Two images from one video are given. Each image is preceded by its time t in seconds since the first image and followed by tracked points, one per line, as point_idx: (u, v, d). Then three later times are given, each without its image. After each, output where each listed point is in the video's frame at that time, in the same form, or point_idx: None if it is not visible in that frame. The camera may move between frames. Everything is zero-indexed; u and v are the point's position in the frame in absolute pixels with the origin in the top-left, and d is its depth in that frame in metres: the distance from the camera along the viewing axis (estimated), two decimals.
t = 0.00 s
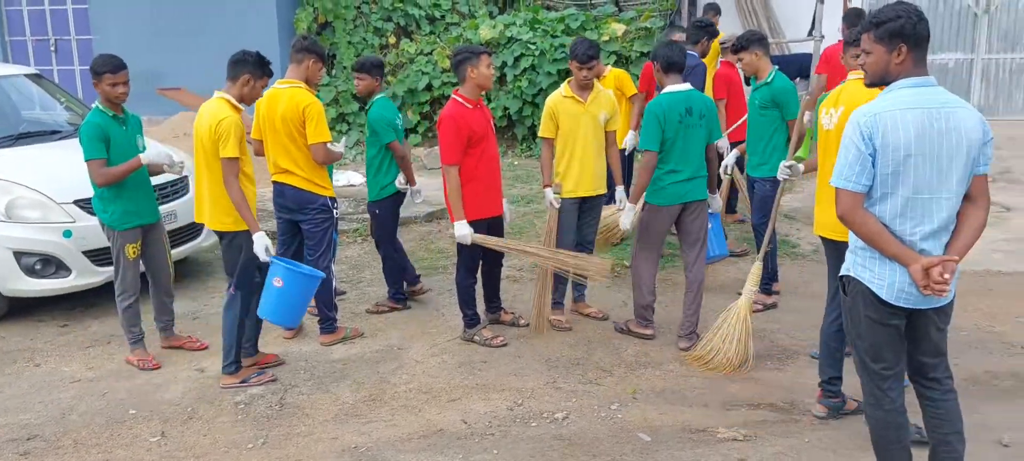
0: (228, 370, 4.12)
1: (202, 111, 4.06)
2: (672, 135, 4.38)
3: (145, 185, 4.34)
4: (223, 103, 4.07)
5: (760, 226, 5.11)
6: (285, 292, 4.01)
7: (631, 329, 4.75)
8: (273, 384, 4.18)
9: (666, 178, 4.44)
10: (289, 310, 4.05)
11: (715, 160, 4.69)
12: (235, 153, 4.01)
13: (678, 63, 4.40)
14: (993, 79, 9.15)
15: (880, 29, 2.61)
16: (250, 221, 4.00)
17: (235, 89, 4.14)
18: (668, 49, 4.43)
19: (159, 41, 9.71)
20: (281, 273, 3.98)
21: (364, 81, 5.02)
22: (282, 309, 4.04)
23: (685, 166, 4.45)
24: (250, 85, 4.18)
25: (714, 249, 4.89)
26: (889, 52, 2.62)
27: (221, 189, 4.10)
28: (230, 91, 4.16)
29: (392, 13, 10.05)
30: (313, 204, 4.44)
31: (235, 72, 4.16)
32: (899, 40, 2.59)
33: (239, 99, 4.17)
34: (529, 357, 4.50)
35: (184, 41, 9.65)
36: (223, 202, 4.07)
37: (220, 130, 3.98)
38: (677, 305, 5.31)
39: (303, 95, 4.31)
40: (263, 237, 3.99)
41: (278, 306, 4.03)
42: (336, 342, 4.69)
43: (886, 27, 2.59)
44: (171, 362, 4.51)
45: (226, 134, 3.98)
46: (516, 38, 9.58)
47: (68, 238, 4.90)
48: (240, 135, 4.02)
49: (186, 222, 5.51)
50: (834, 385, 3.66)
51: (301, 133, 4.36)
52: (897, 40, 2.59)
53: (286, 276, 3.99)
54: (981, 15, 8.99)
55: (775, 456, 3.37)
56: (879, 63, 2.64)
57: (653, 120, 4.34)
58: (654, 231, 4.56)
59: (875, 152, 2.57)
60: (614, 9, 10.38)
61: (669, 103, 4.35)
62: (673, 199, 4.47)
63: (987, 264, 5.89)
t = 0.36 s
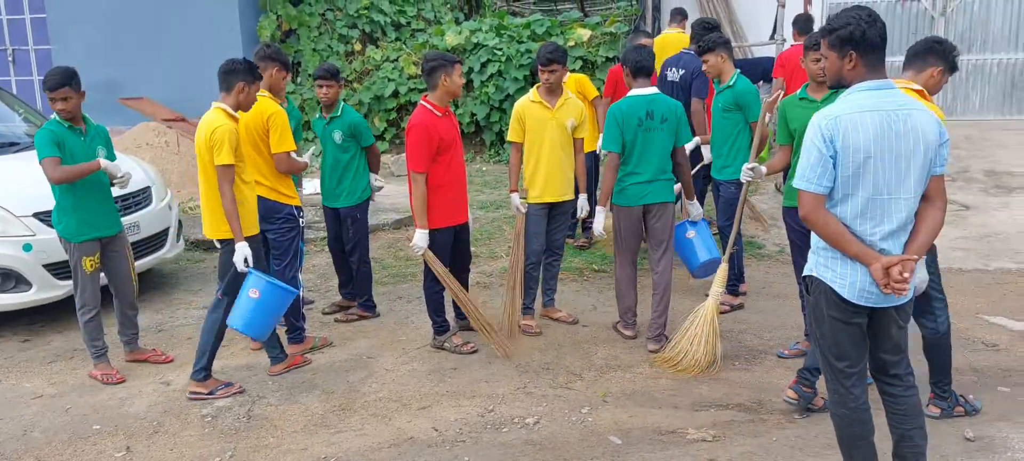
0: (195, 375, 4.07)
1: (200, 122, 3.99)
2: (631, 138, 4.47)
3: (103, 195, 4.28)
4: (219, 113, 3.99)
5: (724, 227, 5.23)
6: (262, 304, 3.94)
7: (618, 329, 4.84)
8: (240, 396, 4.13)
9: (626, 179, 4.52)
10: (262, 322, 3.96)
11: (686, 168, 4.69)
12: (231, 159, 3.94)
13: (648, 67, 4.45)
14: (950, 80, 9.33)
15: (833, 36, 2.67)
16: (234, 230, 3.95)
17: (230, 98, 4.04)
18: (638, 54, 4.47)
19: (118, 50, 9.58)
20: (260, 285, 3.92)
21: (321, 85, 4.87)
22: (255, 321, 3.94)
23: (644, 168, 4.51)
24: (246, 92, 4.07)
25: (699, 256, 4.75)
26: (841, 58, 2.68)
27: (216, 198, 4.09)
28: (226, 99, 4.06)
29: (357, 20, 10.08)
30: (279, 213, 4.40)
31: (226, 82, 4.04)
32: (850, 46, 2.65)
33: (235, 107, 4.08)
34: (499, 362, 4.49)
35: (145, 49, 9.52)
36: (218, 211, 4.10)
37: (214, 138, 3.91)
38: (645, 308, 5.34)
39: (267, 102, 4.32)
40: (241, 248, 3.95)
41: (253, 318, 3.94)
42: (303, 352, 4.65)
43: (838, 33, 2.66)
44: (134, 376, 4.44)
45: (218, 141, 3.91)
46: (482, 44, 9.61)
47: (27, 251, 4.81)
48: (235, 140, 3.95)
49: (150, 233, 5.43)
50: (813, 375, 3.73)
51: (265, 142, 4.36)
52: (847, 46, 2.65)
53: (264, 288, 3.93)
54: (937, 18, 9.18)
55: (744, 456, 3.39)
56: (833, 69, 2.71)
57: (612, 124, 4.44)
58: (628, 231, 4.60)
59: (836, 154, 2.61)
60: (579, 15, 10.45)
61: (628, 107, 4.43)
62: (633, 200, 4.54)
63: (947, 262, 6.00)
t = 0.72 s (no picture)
0: (233, 364, 4.12)
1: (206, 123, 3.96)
2: (596, 139, 4.55)
3: (70, 205, 4.20)
4: (229, 114, 3.99)
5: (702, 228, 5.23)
6: (216, 298, 3.85)
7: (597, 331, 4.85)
8: (218, 406, 4.10)
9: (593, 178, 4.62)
10: (211, 316, 3.89)
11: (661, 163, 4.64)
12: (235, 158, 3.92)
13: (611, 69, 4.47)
14: (922, 79, 9.43)
15: (805, 37, 2.70)
16: (233, 227, 3.93)
17: (232, 100, 4.04)
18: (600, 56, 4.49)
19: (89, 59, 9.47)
20: (225, 282, 3.84)
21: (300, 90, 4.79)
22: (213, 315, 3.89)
23: (611, 168, 4.59)
24: (248, 94, 4.07)
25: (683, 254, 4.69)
26: (813, 58, 2.70)
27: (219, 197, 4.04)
28: (229, 101, 4.06)
29: (332, 26, 10.02)
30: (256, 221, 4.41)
31: (227, 84, 4.03)
32: (821, 47, 2.68)
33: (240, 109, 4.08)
34: (480, 367, 4.49)
35: (117, 57, 9.42)
36: (221, 210, 4.07)
37: (223, 135, 3.90)
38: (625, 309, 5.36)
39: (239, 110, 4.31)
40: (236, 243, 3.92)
41: (205, 304, 3.88)
42: (283, 360, 4.63)
43: (810, 34, 2.68)
44: (110, 388, 4.39)
45: (224, 139, 3.89)
46: (458, 48, 9.60)
47: None
48: (240, 139, 3.95)
49: (125, 243, 5.38)
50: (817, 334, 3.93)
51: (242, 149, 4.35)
52: (818, 47, 2.68)
53: (226, 288, 3.84)
54: (908, 18, 9.30)
55: (725, 455, 3.41)
56: (806, 69, 2.74)
57: (578, 128, 4.53)
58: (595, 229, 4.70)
59: (810, 153, 2.64)
60: (555, 18, 10.47)
61: (592, 110, 4.50)
62: (599, 199, 4.63)
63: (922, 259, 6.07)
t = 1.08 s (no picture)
0: (228, 375, 4.26)
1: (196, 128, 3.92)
2: (560, 141, 4.65)
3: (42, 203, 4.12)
4: (219, 119, 3.94)
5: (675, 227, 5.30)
6: (239, 306, 3.79)
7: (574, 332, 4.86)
8: (192, 415, 4.05)
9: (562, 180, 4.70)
10: (242, 325, 3.82)
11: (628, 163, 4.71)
12: (232, 163, 3.90)
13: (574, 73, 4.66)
14: (891, 79, 9.56)
15: (773, 39, 2.73)
16: (236, 231, 3.90)
17: (223, 104, 4.03)
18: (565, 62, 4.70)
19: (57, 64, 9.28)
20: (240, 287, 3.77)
21: (297, 93, 4.75)
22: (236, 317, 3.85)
23: (577, 169, 4.67)
24: (238, 97, 4.08)
25: (647, 254, 4.73)
26: (782, 60, 2.73)
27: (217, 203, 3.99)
28: (218, 105, 4.04)
29: (304, 30, 9.99)
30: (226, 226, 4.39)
31: (216, 89, 4.03)
32: (789, 48, 2.71)
33: (230, 114, 4.06)
34: (456, 370, 4.48)
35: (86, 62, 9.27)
36: (216, 214, 4.01)
37: (217, 142, 3.86)
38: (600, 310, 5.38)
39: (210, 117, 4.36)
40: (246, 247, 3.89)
41: (232, 317, 3.83)
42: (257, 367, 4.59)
43: (778, 35, 2.71)
44: (82, 398, 4.32)
45: (222, 145, 3.86)
46: (432, 51, 9.58)
47: None
48: (236, 145, 3.92)
49: (95, 251, 5.30)
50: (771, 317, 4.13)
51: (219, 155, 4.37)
52: (785, 48, 2.71)
53: (243, 293, 3.76)
54: (877, 18, 9.43)
55: (701, 454, 3.42)
56: (775, 71, 2.76)
57: (544, 130, 4.64)
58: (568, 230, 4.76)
59: (781, 153, 2.66)
60: (528, 21, 10.48)
61: (554, 111, 4.62)
62: (569, 200, 4.71)
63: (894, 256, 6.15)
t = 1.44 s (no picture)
0: (201, 381, 4.22)
1: (178, 135, 3.85)
2: (535, 141, 4.68)
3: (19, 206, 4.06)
4: (197, 123, 3.88)
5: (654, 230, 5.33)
6: (277, 300, 3.92)
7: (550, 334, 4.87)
8: (165, 422, 4.01)
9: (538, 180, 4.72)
10: (283, 319, 3.94)
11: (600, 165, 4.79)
12: (220, 169, 3.84)
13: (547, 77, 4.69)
14: (861, 80, 9.70)
15: (743, 40, 2.75)
16: (234, 237, 3.86)
17: (202, 108, 3.98)
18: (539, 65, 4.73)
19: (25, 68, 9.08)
20: (271, 282, 3.90)
21: (292, 98, 4.54)
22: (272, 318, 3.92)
23: (553, 169, 4.72)
24: (215, 100, 4.03)
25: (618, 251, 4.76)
26: (751, 62, 2.76)
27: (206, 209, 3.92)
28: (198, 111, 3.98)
29: (277, 32, 9.93)
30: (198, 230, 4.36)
31: (192, 94, 3.97)
32: (758, 50, 2.73)
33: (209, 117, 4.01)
34: (433, 373, 4.47)
35: (56, 67, 9.11)
36: (205, 222, 3.94)
37: (200, 148, 3.80)
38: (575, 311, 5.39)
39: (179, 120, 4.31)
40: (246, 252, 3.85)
41: (271, 317, 3.92)
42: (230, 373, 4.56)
43: (747, 36, 2.73)
44: (52, 406, 4.25)
45: (209, 150, 3.80)
46: (406, 54, 9.55)
47: None
48: (222, 150, 3.87)
49: (64, 257, 5.23)
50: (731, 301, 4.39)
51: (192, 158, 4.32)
52: (754, 49, 2.73)
53: (275, 284, 3.90)
54: (847, 20, 9.56)
55: (677, 454, 3.44)
56: (744, 73, 2.79)
57: (518, 131, 4.66)
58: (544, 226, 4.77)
59: (751, 154, 2.68)
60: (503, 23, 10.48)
61: (531, 110, 4.65)
62: (545, 200, 4.74)
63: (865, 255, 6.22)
